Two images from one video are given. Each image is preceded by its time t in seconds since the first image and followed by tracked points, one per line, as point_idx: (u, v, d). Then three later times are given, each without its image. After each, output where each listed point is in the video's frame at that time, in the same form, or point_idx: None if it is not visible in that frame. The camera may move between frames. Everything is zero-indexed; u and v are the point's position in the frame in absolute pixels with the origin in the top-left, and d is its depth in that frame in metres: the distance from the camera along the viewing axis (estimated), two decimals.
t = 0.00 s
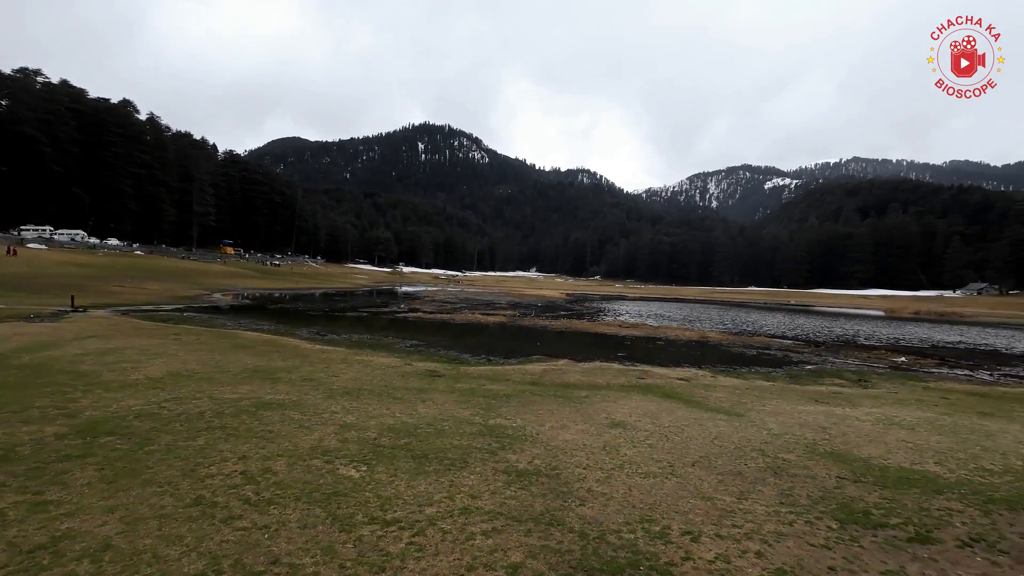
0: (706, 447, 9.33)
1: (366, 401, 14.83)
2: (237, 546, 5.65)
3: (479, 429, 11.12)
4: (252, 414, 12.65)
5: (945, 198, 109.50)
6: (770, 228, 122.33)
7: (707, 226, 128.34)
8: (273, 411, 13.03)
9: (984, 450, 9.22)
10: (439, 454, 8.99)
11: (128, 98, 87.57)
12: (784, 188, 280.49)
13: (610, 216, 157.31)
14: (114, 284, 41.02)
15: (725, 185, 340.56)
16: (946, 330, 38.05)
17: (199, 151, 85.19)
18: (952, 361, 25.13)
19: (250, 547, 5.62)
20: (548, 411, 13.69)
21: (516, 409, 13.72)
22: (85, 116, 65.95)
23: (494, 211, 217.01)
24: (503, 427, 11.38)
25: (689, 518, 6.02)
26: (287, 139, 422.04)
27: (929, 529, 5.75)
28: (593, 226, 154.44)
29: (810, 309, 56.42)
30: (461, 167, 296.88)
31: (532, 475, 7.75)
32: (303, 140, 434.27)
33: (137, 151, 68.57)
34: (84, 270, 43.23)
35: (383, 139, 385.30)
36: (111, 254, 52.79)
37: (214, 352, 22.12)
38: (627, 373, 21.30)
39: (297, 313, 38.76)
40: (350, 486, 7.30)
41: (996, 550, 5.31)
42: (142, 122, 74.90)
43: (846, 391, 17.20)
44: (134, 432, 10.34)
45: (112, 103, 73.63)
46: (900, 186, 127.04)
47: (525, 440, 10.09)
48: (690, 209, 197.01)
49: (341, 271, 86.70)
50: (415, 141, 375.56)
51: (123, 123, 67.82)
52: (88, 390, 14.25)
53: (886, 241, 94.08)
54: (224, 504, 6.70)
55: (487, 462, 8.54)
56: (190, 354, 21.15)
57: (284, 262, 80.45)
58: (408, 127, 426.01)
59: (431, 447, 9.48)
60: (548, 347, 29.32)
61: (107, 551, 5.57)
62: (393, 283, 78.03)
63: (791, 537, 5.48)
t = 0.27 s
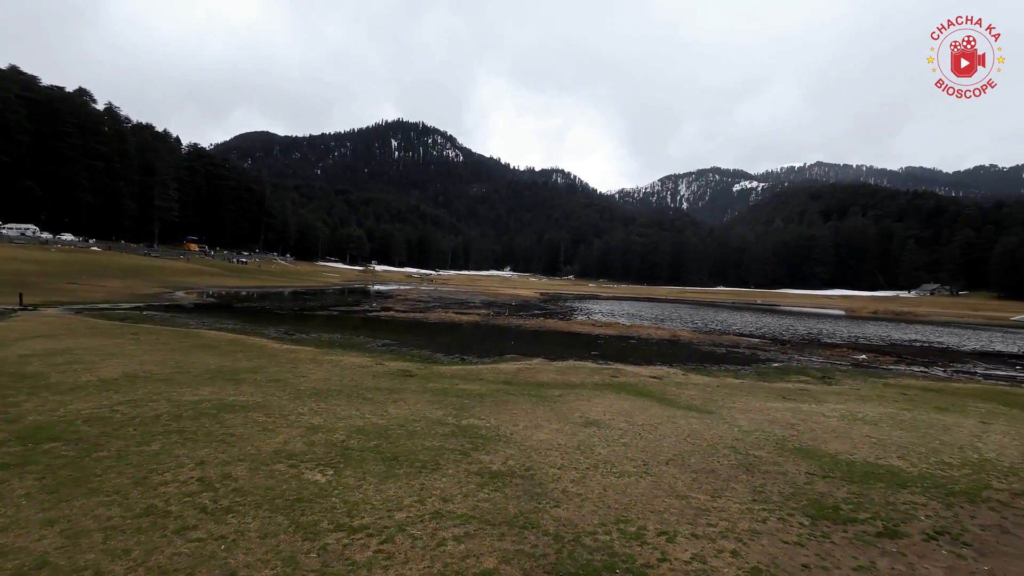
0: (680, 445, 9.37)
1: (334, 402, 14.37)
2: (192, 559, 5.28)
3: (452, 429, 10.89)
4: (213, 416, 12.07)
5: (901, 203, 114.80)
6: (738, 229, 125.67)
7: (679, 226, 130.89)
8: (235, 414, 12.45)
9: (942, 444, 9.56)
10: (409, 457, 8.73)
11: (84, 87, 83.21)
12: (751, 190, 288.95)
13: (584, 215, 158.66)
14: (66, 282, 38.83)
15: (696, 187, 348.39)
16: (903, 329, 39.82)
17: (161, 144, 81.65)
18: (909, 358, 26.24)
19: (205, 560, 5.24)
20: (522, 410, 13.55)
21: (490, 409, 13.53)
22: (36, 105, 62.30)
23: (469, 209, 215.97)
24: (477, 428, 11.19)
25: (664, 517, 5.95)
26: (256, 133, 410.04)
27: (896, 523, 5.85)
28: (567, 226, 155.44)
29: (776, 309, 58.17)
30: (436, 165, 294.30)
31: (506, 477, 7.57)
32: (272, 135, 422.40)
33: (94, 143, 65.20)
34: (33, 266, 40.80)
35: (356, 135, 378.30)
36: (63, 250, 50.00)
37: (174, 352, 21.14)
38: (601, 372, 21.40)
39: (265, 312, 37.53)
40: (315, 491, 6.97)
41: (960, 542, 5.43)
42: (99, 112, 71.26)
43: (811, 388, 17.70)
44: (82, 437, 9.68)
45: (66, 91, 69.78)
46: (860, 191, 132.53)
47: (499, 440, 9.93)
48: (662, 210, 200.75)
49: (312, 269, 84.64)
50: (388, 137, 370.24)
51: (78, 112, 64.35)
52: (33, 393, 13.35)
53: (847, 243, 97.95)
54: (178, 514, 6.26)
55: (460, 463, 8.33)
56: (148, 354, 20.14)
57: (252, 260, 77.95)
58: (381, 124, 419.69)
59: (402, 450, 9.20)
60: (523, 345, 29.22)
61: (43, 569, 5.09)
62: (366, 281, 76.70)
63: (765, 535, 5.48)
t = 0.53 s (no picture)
0: (660, 441, 9.33)
1: (309, 400, 13.97)
2: (147, 569, 4.94)
3: (429, 428, 10.66)
4: (179, 417, 11.55)
5: (871, 203, 118.35)
6: (716, 228, 127.83)
7: (658, 224, 132.42)
8: (204, 414, 11.97)
9: (914, 437, 9.76)
10: (385, 456, 8.48)
11: (47, 77, 79.72)
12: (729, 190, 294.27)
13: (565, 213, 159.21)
14: (26, 278, 37.06)
15: (675, 185, 353.21)
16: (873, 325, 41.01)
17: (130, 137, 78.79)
18: (879, 353, 27.00)
19: (162, 570, 4.92)
20: (502, 407, 13.42)
21: (468, 407, 13.34)
22: None
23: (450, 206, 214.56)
24: (456, 425, 11.01)
25: (644, 514, 5.84)
26: (230, 127, 399.84)
27: (873, 516, 5.87)
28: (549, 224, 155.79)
29: (751, 306, 59.30)
30: (416, 162, 291.48)
31: (484, 475, 7.39)
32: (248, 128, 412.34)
33: (59, 135, 62.52)
34: None
35: (334, 130, 371.90)
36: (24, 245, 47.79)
37: (141, 351, 20.31)
38: (581, 368, 21.39)
39: (239, 309, 36.48)
40: (284, 494, 6.66)
41: (935, 534, 5.47)
42: (64, 102, 68.30)
43: (787, 383, 17.99)
44: (36, 440, 9.12)
45: (28, 81, 66.70)
46: (832, 191, 136.20)
47: (478, 438, 9.77)
48: (642, 209, 202.98)
49: (289, 265, 82.92)
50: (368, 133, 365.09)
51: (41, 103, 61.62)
52: None
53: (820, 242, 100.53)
54: (135, 520, 5.89)
55: (437, 463, 8.12)
56: (112, 353, 19.27)
57: (226, 256, 75.89)
58: (361, 119, 413.79)
59: (377, 449, 8.94)
60: (503, 343, 29.07)
61: None
62: (345, 279, 75.51)
63: (745, 530, 5.43)
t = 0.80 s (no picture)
0: (647, 439, 9.19)
1: (289, 401, 13.59)
2: None
3: (412, 428, 10.41)
4: (152, 419, 11.10)
5: (852, 201, 120.32)
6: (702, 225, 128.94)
7: (645, 222, 133.08)
8: (178, 416, 11.53)
9: (899, 432, 9.78)
10: (365, 459, 8.20)
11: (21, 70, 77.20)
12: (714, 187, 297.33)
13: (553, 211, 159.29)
14: None
15: (662, 183, 355.73)
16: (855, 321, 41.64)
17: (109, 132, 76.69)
18: (862, 349, 27.35)
19: None
20: (488, 406, 13.22)
21: (454, 406, 13.10)
22: None
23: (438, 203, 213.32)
24: (440, 425, 10.77)
25: (631, 516, 5.67)
26: (213, 123, 392.76)
27: (861, 514, 5.78)
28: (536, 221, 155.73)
29: (737, 303, 59.84)
30: (403, 159, 289.18)
31: (467, 478, 7.16)
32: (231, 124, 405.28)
33: (34, 129, 60.61)
34: None
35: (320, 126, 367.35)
36: None
37: (115, 351, 19.61)
38: (569, 366, 21.26)
39: (220, 308, 35.65)
40: (257, 500, 6.36)
41: (924, 532, 5.37)
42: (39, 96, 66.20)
43: (772, 379, 18.07)
44: None
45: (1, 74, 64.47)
46: (815, 190, 138.21)
47: (462, 438, 9.56)
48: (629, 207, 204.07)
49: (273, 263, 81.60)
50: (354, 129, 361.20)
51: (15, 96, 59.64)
52: None
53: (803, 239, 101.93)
54: (94, 531, 5.54)
55: (418, 465, 7.87)
56: (84, 354, 18.57)
57: (209, 254, 74.39)
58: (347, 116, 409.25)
59: (357, 451, 8.66)
60: (491, 340, 28.83)
61: None
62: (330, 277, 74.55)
63: (734, 531, 5.28)
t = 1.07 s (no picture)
0: (638, 441, 9.06)
1: (273, 404, 13.24)
2: None
3: (398, 431, 10.19)
4: (128, 424, 10.72)
5: (838, 201, 121.87)
6: (691, 224, 129.75)
7: (635, 221, 133.59)
8: (156, 421, 11.16)
9: (888, 431, 9.77)
10: (348, 464, 7.96)
11: None
12: (703, 187, 299.70)
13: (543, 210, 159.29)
14: None
15: (651, 183, 357.79)
16: (842, 319, 42.05)
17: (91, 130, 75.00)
18: (848, 346, 27.58)
19: None
20: (477, 407, 13.02)
21: (442, 408, 12.89)
22: None
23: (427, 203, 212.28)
24: (427, 427, 10.55)
25: (621, 522, 5.50)
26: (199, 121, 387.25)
27: (854, 516, 5.66)
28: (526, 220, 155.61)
29: (726, 301, 60.25)
30: (393, 158, 287.40)
31: (453, 483, 6.94)
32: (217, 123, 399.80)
33: (13, 127, 59.01)
34: None
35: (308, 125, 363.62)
36: None
37: (94, 354, 19.04)
38: (559, 365, 21.11)
39: (205, 309, 34.94)
40: (232, 511, 6.07)
41: (918, 533, 5.25)
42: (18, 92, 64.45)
43: (761, 377, 18.11)
44: None
45: None
46: (802, 189, 139.83)
47: (449, 441, 9.35)
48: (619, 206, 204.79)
49: (261, 263, 80.52)
50: (342, 128, 358.17)
51: None
52: None
53: (790, 238, 103.06)
54: (56, 546, 5.23)
55: (403, 470, 7.64)
56: (61, 357, 18.00)
57: (195, 254, 73.18)
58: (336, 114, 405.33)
59: (341, 456, 8.43)
60: (480, 340, 28.60)
61: None
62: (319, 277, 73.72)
63: (726, 537, 5.14)
